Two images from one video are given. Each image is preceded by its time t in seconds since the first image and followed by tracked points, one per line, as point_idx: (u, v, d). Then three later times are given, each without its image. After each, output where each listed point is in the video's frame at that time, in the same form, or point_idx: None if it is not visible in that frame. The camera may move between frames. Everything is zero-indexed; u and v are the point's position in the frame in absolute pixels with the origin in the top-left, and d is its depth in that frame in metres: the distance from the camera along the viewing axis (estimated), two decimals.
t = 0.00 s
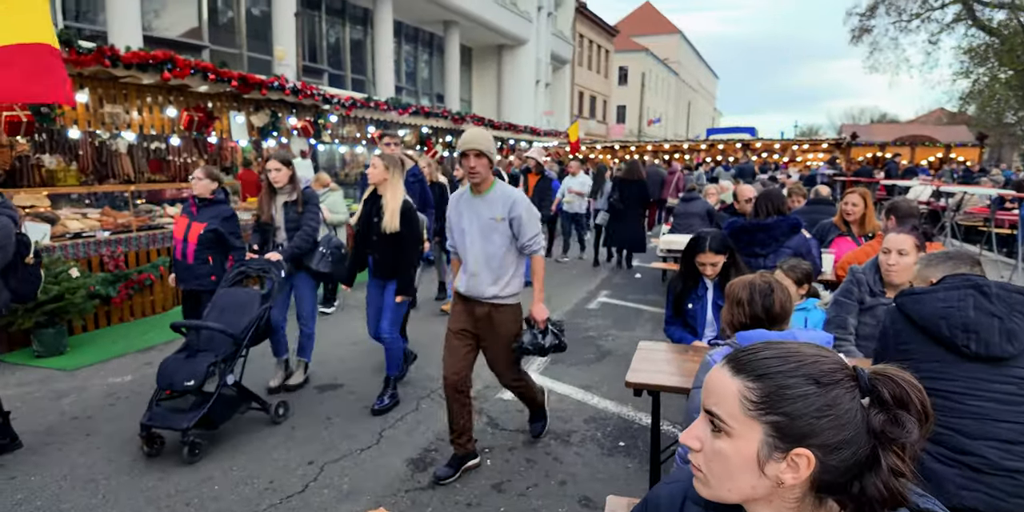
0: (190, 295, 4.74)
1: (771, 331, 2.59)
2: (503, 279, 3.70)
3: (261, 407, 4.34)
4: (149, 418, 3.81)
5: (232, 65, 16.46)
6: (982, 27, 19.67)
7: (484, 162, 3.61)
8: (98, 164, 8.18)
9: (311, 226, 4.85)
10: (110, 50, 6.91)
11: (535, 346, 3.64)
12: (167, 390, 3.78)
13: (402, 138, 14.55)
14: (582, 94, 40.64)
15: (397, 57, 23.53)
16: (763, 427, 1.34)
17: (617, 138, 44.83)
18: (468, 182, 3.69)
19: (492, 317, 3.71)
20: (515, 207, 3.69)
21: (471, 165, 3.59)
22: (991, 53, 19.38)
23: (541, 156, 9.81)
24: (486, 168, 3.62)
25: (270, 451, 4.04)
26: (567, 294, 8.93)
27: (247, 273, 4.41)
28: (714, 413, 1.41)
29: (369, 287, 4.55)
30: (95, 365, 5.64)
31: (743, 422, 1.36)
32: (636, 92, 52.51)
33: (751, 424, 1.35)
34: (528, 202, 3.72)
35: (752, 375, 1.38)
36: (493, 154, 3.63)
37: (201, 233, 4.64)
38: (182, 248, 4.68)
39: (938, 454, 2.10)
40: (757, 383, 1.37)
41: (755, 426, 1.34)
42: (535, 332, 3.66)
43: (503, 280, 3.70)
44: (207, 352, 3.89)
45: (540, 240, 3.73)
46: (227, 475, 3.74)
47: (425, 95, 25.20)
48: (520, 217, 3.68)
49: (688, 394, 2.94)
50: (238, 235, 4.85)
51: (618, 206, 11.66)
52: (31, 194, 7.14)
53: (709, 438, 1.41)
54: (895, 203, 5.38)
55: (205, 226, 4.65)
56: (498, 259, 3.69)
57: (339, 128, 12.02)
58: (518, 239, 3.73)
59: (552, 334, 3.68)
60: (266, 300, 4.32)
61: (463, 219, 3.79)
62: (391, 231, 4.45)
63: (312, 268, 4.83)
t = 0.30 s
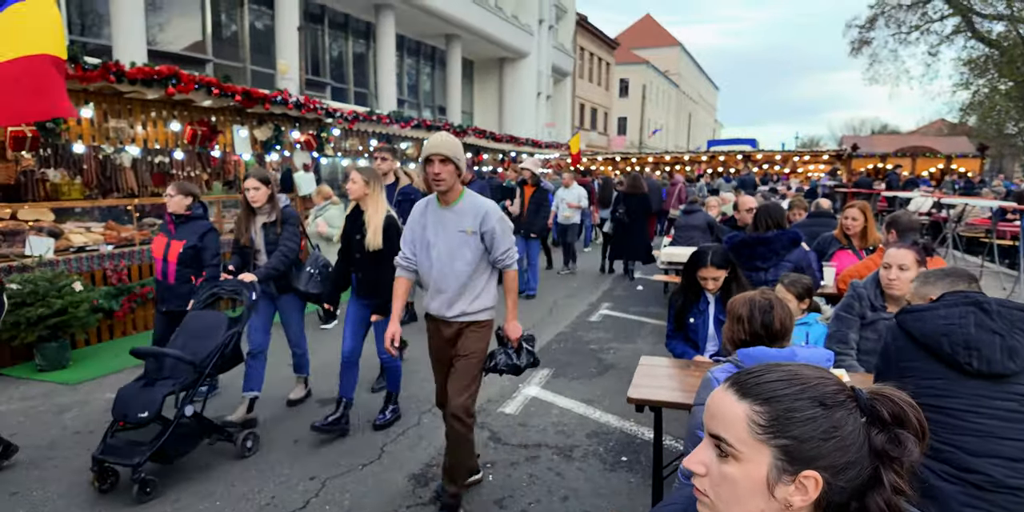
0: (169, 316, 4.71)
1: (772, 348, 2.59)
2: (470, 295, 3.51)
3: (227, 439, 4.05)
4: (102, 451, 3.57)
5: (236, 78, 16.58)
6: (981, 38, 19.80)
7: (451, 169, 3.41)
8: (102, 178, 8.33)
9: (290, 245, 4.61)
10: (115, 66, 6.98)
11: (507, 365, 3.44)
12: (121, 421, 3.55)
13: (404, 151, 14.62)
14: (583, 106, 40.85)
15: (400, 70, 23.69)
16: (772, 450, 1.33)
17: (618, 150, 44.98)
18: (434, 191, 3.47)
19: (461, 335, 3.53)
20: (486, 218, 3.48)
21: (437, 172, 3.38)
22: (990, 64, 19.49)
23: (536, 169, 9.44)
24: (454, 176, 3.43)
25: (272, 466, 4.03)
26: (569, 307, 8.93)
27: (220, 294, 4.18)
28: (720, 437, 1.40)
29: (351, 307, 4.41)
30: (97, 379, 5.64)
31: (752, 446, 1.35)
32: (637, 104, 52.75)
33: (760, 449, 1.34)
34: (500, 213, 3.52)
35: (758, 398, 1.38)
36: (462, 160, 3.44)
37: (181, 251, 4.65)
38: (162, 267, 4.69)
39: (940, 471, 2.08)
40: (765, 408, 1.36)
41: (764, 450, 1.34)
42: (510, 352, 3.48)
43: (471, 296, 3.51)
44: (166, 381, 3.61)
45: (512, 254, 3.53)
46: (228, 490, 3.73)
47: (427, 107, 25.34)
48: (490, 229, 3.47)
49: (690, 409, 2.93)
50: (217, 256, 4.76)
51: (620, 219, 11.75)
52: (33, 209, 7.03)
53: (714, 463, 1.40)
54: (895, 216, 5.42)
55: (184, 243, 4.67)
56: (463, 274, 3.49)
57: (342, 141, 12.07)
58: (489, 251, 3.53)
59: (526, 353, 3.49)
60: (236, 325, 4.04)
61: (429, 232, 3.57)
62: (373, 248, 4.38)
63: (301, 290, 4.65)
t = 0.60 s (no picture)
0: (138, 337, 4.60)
1: (770, 362, 2.65)
2: (442, 333, 3.13)
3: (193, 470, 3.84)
4: (53, 486, 3.37)
5: (238, 92, 16.71)
6: (976, 50, 20.02)
7: (422, 191, 3.05)
8: (105, 193, 8.27)
9: (264, 259, 4.47)
10: (119, 82, 7.06)
11: (483, 405, 3.16)
12: (78, 451, 3.44)
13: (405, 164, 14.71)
14: (582, 118, 41.10)
15: (400, 83, 23.85)
16: (789, 473, 1.34)
17: (617, 161, 45.22)
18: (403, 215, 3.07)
19: (425, 379, 3.13)
20: (462, 249, 3.11)
21: (406, 195, 3.00)
22: (985, 76, 19.67)
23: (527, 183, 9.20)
24: (425, 199, 3.05)
25: (275, 481, 4.06)
26: (569, 318, 8.97)
27: (191, 315, 4.11)
28: (736, 465, 1.38)
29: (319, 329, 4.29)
30: (99, 393, 5.67)
31: (770, 472, 1.35)
32: (636, 116, 53.07)
33: (776, 472, 1.35)
34: (478, 243, 3.16)
35: (770, 423, 1.38)
36: (435, 183, 3.09)
37: (149, 268, 4.55)
38: (128, 285, 4.56)
39: (939, 486, 2.13)
40: (777, 430, 1.37)
41: (781, 474, 1.34)
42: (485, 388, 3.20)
43: (439, 335, 3.14)
44: (128, 408, 3.56)
45: (490, 288, 3.19)
46: (233, 505, 3.77)
47: (427, 120, 25.52)
48: (467, 261, 3.12)
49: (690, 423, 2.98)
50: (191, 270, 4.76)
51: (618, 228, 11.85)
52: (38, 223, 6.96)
53: (728, 491, 1.38)
54: (891, 228, 5.49)
55: (154, 258, 4.58)
56: (434, 310, 3.10)
57: (344, 155, 12.16)
58: (464, 284, 3.18)
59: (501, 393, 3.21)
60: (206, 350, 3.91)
61: (396, 261, 3.15)
62: (344, 266, 4.25)
63: (266, 307, 4.39)
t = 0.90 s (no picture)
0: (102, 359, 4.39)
1: (767, 377, 2.66)
2: (412, 356, 2.78)
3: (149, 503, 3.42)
4: None
5: (236, 104, 16.76)
6: (968, 61, 20.21)
7: (378, 196, 2.74)
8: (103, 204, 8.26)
9: (230, 279, 4.23)
10: (118, 95, 7.07)
11: (452, 439, 2.82)
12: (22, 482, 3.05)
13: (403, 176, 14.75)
14: (579, 128, 41.28)
15: (399, 94, 23.95)
16: (806, 497, 1.25)
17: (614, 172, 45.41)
18: (358, 223, 2.72)
19: (388, 414, 2.76)
20: (427, 261, 2.78)
21: (358, 199, 2.70)
22: (978, 86, 19.86)
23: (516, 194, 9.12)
24: (382, 205, 2.74)
25: (271, 495, 4.04)
26: (567, 329, 8.97)
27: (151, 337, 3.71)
28: (756, 497, 1.25)
29: (292, 343, 4.24)
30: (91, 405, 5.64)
31: (789, 498, 1.25)
32: (632, 127, 53.37)
33: (795, 499, 1.25)
34: (446, 253, 2.85)
35: (784, 447, 1.27)
36: (393, 189, 2.79)
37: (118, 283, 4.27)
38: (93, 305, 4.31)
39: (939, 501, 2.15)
40: (791, 454, 1.27)
41: (800, 499, 1.25)
42: (453, 420, 2.86)
43: (406, 361, 2.76)
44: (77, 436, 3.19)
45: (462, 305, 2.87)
46: None
47: (425, 131, 25.64)
48: (436, 273, 2.78)
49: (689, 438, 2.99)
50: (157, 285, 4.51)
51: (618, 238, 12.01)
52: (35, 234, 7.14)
53: None
54: (886, 239, 5.52)
55: (122, 276, 4.30)
56: (399, 332, 2.73)
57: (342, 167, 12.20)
58: (430, 300, 2.83)
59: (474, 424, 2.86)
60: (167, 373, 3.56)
61: (353, 276, 2.76)
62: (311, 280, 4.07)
63: (227, 330, 4.15)
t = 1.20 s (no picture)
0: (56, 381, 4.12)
1: (764, 389, 2.66)
2: (345, 409, 2.34)
3: None
4: None
5: (234, 112, 16.77)
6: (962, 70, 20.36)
7: (287, 220, 2.27)
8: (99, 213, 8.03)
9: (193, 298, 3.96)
10: (116, 104, 7.09)
11: (399, 500, 2.35)
12: None
13: (400, 184, 14.74)
14: (575, 136, 41.40)
15: (396, 103, 24.01)
16: None
17: (611, 180, 45.54)
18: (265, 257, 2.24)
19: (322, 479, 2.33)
20: (353, 293, 2.31)
21: (261, 226, 2.22)
22: (972, 95, 20.00)
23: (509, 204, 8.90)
24: (292, 231, 2.26)
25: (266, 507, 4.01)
26: (565, 338, 8.96)
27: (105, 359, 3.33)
28: None
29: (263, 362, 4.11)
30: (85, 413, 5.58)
31: None
32: (629, 135, 53.57)
33: None
34: (376, 283, 2.39)
35: (786, 466, 1.25)
36: (304, 210, 2.30)
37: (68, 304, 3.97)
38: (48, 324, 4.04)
39: None
40: (793, 473, 1.25)
41: None
42: (398, 477, 2.39)
43: (336, 415, 2.32)
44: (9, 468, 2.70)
45: (401, 342, 2.42)
46: None
47: (422, 139, 25.69)
48: (366, 309, 2.32)
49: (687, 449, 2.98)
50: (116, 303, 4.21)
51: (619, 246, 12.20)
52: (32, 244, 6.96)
53: None
54: (883, 248, 5.54)
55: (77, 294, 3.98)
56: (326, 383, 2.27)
57: (340, 176, 12.20)
58: (362, 339, 2.37)
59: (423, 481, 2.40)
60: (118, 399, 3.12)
61: (266, 320, 2.28)
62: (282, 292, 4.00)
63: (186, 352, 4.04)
